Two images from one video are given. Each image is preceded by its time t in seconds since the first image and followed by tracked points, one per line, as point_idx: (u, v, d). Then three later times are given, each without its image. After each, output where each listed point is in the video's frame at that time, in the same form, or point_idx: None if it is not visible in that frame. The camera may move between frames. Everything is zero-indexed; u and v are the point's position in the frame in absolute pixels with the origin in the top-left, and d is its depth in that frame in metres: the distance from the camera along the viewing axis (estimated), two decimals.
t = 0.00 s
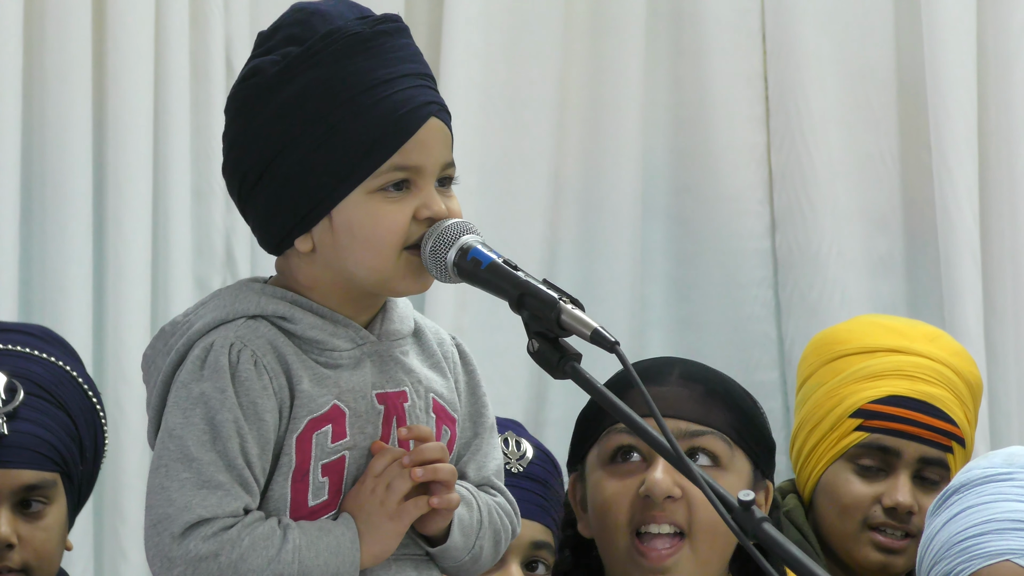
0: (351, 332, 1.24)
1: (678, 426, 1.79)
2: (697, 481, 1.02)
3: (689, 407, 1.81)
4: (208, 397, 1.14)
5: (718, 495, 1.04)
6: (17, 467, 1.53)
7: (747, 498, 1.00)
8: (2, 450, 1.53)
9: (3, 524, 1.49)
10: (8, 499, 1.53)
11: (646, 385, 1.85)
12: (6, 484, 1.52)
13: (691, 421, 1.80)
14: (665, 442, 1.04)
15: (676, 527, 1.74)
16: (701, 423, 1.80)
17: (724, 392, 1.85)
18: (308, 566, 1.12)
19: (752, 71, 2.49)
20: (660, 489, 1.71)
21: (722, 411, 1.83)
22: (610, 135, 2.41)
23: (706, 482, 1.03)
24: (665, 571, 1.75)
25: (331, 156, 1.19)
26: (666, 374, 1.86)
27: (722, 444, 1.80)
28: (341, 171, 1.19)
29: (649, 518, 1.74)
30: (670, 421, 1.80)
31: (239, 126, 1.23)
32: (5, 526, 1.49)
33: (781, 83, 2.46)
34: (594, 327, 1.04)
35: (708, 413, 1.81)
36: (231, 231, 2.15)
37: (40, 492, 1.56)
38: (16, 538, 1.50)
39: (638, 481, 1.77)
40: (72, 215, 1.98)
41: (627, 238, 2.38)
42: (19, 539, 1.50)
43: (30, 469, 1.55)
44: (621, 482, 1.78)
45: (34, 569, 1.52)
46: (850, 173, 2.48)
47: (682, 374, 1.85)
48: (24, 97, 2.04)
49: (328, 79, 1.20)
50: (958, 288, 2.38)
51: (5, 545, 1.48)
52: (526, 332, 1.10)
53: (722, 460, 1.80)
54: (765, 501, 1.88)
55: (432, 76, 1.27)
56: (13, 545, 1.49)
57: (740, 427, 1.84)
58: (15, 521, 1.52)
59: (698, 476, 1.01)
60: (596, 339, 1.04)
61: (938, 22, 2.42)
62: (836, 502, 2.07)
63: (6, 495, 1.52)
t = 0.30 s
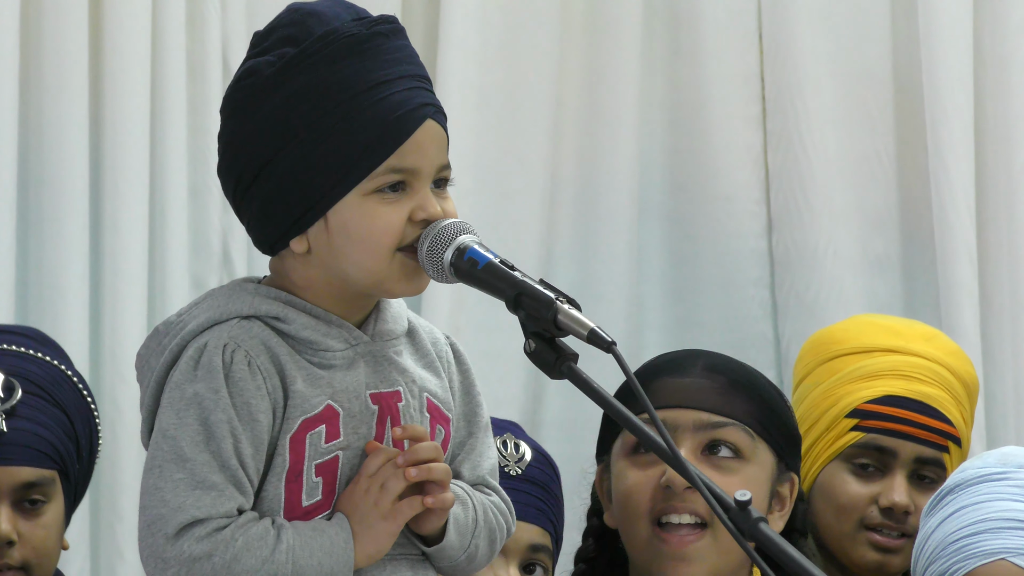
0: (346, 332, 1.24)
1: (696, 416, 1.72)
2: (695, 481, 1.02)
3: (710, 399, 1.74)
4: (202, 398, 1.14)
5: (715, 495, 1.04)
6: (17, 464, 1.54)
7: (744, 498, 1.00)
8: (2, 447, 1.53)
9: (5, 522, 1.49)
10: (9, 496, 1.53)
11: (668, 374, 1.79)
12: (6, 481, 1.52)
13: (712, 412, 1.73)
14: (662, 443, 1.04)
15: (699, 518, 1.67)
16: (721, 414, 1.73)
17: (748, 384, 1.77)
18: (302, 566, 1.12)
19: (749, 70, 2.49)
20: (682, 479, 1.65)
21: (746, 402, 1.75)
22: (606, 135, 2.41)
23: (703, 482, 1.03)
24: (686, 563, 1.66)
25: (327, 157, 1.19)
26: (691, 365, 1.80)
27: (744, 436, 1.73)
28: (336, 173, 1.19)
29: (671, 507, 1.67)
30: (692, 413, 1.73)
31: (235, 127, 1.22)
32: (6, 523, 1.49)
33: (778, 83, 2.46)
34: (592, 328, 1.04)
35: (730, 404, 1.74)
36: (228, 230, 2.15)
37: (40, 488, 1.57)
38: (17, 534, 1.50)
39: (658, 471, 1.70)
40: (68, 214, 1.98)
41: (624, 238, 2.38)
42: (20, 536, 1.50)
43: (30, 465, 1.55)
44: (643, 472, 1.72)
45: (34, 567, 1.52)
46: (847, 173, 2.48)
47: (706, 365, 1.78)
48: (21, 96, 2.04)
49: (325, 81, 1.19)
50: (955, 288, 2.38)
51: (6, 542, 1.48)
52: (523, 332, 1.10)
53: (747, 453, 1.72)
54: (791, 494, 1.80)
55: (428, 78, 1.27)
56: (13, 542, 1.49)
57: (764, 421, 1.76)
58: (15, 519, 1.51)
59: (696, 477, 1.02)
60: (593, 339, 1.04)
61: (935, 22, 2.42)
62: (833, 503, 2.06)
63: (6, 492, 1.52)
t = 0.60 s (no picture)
0: (341, 330, 1.24)
1: (714, 418, 1.71)
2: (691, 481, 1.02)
3: (726, 400, 1.73)
4: (197, 396, 1.14)
5: (711, 495, 1.04)
6: (20, 463, 1.54)
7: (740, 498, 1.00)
8: (3, 446, 1.53)
9: (9, 521, 1.49)
10: (11, 495, 1.53)
11: (686, 374, 1.78)
12: (9, 480, 1.52)
13: (730, 413, 1.72)
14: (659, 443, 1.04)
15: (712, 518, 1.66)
16: (737, 417, 1.72)
17: (764, 387, 1.77)
18: (299, 563, 1.12)
19: (745, 71, 2.49)
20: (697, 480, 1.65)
21: (762, 405, 1.75)
22: (603, 136, 2.41)
23: (698, 483, 1.03)
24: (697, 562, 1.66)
25: (322, 157, 1.19)
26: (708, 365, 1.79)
27: (760, 439, 1.72)
28: (331, 171, 1.19)
29: (685, 506, 1.66)
30: (709, 413, 1.72)
31: (230, 126, 1.23)
32: (10, 521, 1.49)
33: (774, 84, 2.46)
34: (588, 328, 1.04)
35: (747, 406, 1.74)
36: (224, 231, 2.15)
37: (42, 487, 1.57)
38: (20, 533, 1.50)
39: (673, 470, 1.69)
40: (64, 214, 1.98)
41: (620, 238, 2.38)
42: (23, 535, 1.50)
43: (31, 464, 1.55)
44: (658, 470, 1.70)
45: (37, 566, 1.52)
46: (843, 174, 2.49)
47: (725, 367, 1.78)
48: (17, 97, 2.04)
49: (320, 80, 1.20)
50: (951, 288, 2.38)
51: (10, 541, 1.48)
52: (519, 332, 1.11)
53: (762, 456, 1.72)
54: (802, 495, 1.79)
55: (422, 77, 1.28)
56: (17, 541, 1.49)
57: (780, 423, 1.76)
58: (18, 517, 1.51)
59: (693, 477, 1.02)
60: (590, 339, 1.04)
61: (930, 23, 2.43)
62: (830, 504, 2.06)
63: (9, 490, 1.52)
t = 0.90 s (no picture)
0: (340, 331, 1.24)
1: (713, 416, 1.72)
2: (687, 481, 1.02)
3: (725, 399, 1.74)
4: (198, 397, 1.14)
5: (708, 495, 1.04)
6: (16, 462, 1.54)
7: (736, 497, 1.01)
8: None
9: (4, 520, 1.49)
10: (7, 494, 1.53)
11: (688, 372, 1.79)
12: (4, 479, 1.52)
13: (729, 412, 1.73)
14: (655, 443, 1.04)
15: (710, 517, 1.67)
16: (737, 416, 1.73)
17: (764, 387, 1.78)
18: (298, 564, 1.12)
19: (742, 72, 2.50)
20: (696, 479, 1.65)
21: (762, 405, 1.76)
22: (600, 136, 2.42)
23: (696, 483, 1.04)
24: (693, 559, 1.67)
25: (322, 159, 1.20)
26: (710, 364, 1.80)
27: (758, 439, 1.73)
28: (331, 173, 1.19)
29: (682, 503, 1.67)
30: (709, 412, 1.73)
31: (230, 127, 1.23)
32: (5, 521, 1.49)
33: (771, 84, 2.47)
34: (585, 328, 1.05)
35: (747, 406, 1.74)
36: (221, 231, 2.15)
37: (37, 486, 1.57)
38: (16, 533, 1.50)
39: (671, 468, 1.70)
40: (61, 214, 1.98)
41: (616, 239, 2.39)
42: (18, 534, 1.50)
43: (27, 463, 1.55)
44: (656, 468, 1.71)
45: (32, 565, 1.52)
46: (840, 174, 2.49)
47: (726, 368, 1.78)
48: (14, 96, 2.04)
49: (321, 82, 1.20)
50: (947, 289, 2.39)
51: (5, 541, 1.48)
52: (516, 333, 1.11)
53: (760, 455, 1.72)
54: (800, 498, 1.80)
55: (423, 80, 1.28)
56: (12, 540, 1.49)
57: (779, 424, 1.77)
58: (13, 516, 1.51)
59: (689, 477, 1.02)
60: (587, 340, 1.05)
61: (927, 24, 2.44)
62: (826, 504, 2.06)
63: (4, 490, 1.52)
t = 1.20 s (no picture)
0: (341, 332, 1.24)
1: (682, 406, 1.78)
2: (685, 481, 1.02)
3: (699, 393, 1.80)
4: (194, 399, 1.14)
5: (706, 495, 1.04)
6: (17, 461, 1.53)
7: (735, 498, 1.00)
8: None
9: (6, 519, 1.49)
10: (8, 494, 1.52)
11: (663, 371, 1.87)
12: (6, 479, 1.52)
13: (701, 404, 1.79)
14: (653, 443, 1.04)
15: (676, 502, 1.70)
16: (709, 408, 1.79)
17: (740, 386, 1.83)
18: (293, 566, 1.12)
19: (740, 72, 2.49)
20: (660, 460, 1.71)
21: (738, 403, 1.81)
22: (598, 136, 2.42)
23: (694, 483, 1.03)
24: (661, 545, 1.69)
25: (315, 157, 1.19)
26: (687, 366, 1.87)
27: (730, 432, 1.77)
28: (325, 171, 1.19)
29: (648, 488, 1.72)
30: (680, 403, 1.79)
31: (225, 129, 1.23)
32: (6, 520, 1.49)
33: (769, 84, 2.46)
34: (582, 328, 1.05)
35: (722, 402, 1.80)
36: (218, 231, 2.14)
37: (38, 485, 1.57)
38: (17, 532, 1.49)
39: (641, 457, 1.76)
40: (59, 214, 1.98)
41: (614, 239, 2.39)
42: (19, 533, 1.50)
43: (28, 462, 1.55)
44: (626, 458, 1.77)
45: (33, 564, 1.51)
46: (838, 174, 2.49)
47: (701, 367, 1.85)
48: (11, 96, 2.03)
49: (313, 80, 1.20)
50: (945, 289, 2.39)
51: (7, 540, 1.48)
52: (514, 333, 1.11)
53: (731, 449, 1.76)
54: (779, 511, 1.81)
55: (417, 76, 1.27)
56: (14, 539, 1.49)
57: (753, 422, 1.81)
58: (15, 516, 1.51)
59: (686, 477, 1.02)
60: (584, 339, 1.05)
61: (925, 24, 2.43)
62: (821, 503, 2.06)
63: (6, 489, 1.52)
